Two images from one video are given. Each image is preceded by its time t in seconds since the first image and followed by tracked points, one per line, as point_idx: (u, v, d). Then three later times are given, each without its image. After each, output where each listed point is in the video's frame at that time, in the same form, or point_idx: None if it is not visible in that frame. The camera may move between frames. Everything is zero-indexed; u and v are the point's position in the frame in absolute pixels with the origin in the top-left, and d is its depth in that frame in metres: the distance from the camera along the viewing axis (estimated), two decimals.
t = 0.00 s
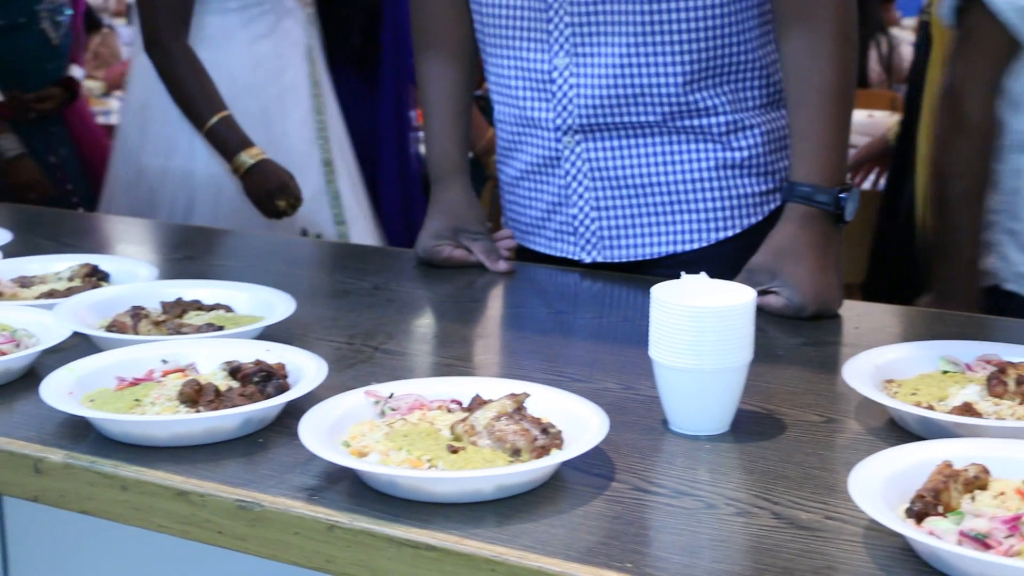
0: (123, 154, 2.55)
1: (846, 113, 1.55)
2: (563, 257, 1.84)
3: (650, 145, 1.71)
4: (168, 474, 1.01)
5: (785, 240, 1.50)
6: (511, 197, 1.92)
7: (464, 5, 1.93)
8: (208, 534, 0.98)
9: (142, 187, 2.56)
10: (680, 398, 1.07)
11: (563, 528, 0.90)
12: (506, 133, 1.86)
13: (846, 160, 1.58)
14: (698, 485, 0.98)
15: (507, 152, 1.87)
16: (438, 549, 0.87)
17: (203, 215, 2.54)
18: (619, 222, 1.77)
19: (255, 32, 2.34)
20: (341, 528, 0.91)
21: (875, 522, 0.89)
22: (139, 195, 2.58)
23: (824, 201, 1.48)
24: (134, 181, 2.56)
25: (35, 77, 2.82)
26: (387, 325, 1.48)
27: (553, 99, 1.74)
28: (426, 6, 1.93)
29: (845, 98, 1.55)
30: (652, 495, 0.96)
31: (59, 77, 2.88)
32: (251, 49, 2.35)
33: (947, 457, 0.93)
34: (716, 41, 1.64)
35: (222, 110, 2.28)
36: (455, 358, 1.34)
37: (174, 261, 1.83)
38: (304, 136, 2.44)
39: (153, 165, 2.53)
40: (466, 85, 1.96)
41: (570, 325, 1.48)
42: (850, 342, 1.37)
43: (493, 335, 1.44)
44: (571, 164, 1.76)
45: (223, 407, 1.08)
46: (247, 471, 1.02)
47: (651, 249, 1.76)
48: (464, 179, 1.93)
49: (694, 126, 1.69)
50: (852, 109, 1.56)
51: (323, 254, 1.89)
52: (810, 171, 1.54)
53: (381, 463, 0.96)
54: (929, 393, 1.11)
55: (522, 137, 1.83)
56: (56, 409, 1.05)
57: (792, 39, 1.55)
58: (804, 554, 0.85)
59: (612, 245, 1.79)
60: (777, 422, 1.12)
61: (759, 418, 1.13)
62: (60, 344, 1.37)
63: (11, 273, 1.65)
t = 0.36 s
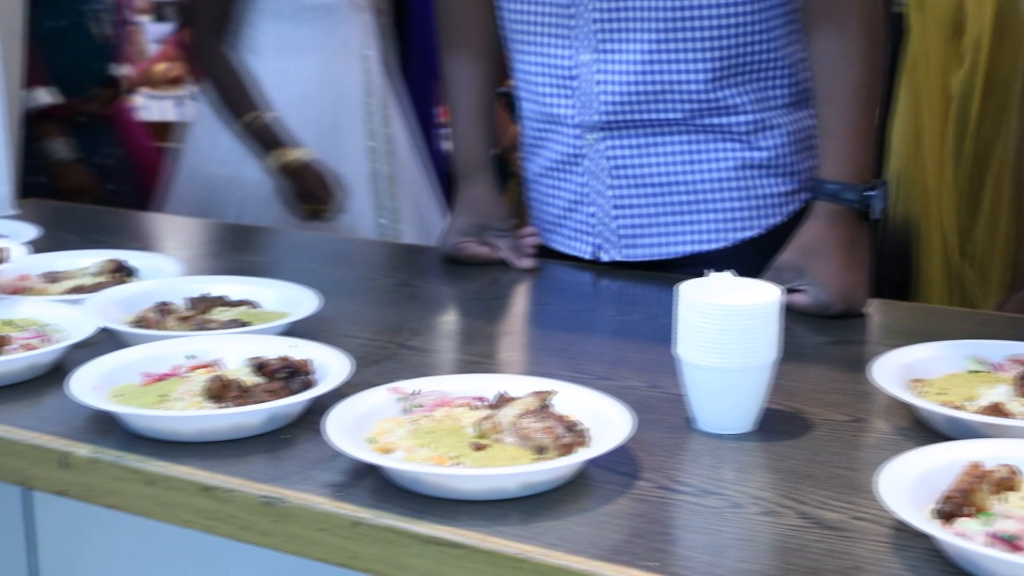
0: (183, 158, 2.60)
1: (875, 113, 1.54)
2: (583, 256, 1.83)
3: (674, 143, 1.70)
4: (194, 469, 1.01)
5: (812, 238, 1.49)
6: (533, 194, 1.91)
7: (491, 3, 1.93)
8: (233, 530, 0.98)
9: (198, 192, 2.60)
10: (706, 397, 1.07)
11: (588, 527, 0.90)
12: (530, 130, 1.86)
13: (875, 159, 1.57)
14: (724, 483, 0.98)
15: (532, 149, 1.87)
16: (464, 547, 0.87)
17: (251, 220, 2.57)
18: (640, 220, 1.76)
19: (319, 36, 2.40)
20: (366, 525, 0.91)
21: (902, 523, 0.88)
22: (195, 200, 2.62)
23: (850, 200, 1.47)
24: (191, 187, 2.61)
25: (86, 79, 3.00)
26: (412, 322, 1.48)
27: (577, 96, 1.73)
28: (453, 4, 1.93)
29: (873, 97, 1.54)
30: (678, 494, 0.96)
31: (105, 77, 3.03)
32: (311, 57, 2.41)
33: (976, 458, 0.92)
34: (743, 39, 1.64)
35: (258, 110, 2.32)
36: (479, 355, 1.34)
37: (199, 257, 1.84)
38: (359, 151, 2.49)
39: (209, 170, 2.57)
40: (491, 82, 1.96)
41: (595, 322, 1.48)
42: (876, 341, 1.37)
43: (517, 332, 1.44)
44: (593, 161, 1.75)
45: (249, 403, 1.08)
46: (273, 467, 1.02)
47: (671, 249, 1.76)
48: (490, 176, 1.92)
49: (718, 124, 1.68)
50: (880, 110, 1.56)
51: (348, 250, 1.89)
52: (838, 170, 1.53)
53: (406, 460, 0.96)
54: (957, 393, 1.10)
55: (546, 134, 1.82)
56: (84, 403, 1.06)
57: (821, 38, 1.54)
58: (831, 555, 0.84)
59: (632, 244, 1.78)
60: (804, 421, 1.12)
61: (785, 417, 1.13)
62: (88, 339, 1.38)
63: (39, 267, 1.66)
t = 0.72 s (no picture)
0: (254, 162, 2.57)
1: (902, 113, 1.54)
2: (606, 255, 1.83)
3: (700, 143, 1.70)
4: (219, 466, 1.01)
5: (838, 238, 1.49)
6: (558, 193, 1.91)
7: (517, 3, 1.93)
8: (258, 527, 0.98)
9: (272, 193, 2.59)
10: (731, 396, 1.07)
11: (612, 526, 0.89)
12: (557, 129, 1.86)
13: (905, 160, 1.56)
14: (749, 483, 0.97)
15: (558, 149, 1.88)
16: (488, 545, 0.87)
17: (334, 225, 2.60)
18: (664, 220, 1.76)
19: (407, 43, 2.42)
20: (390, 522, 0.91)
21: (929, 523, 0.88)
22: (265, 200, 2.61)
23: (879, 197, 1.47)
24: (264, 187, 2.59)
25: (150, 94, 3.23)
26: (436, 320, 1.48)
27: (604, 94, 1.73)
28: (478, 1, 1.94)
29: (902, 97, 1.53)
30: (702, 493, 0.96)
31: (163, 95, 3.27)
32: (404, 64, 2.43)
33: (1004, 458, 0.91)
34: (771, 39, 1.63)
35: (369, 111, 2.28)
36: (503, 353, 1.34)
37: (224, 254, 1.84)
38: (442, 152, 2.57)
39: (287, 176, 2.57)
40: (517, 80, 1.96)
41: (620, 321, 1.48)
42: (902, 341, 1.36)
43: (541, 330, 1.44)
44: (619, 161, 1.75)
45: (274, 401, 1.09)
46: (297, 464, 1.02)
47: (695, 250, 1.76)
48: (515, 174, 1.92)
49: (744, 125, 1.68)
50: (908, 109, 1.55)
51: (373, 247, 1.90)
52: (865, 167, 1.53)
53: (430, 458, 0.96)
54: (985, 392, 1.10)
55: (572, 132, 1.82)
56: (110, 399, 1.06)
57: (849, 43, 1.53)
58: (857, 555, 0.84)
59: (653, 245, 1.78)
60: (830, 420, 1.11)
61: (810, 417, 1.12)
62: (114, 336, 1.39)
63: (66, 265, 1.66)
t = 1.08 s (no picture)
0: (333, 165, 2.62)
1: (934, 112, 1.53)
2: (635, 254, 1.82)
3: (730, 143, 1.70)
4: (248, 462, 1.02)
5: (869, 237, 1.49)
6: (588, 190, 1.91)
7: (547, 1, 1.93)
8: (287, 523, 0.99)
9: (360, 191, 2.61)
10: (762, 395, 1.06)
11: (639, 525, 0.89)
12: (587, 127, 1.86)
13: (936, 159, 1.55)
14: (778, 483, 0.97)
15: (588, 146, 1.87)
16: (516, 543, 0.87)
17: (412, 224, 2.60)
18: (693, 218, 1.75)
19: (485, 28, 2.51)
20: (418, 520, 0.91)
21: (960, 525, 0.87)
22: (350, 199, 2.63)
23: (910, 197, 1.47)
24: (342, 191, 2.63)
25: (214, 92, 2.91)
26: (464, 319, 1.48)
27: (634, 92, 1.73)
28: None
29: (935, 96, 1.52)
30: (731, 493, 0.95)
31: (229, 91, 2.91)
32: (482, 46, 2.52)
33: None
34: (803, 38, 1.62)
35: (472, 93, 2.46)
36: (532, 352, 1.34)
37: (254, 252, 1.85)
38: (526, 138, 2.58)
39: (372, 171, 2.58)
40: (547, 79, 1.96)
41: (651, 320, 1.47)
42: (934, 341, 1.35)
43: (571, 329, 1.43)
44: (649, 159, 1.75)
45: (304, 398, 1.09)
46: (326, 461, 1.02)
47: (725, 249, 1.75)
48: (544, 173, 1.92)
49: (774, 125, 1.67)
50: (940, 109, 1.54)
51: (402, 245, 1.90)
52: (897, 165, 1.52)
53: (459, 456, 0.96)
54: (1016, 394, 1.09)
55: (602, 130, 1.82)
56: (140, 395, 1.06)
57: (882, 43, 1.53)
58: (887, 556, 0.84)
59: (682, 243, 1.77)
60: (860, 421, 1.10)
61: (840, 417, 1.12)
62: (144, 333, 1.39)
63: (96, 263, 1.67)
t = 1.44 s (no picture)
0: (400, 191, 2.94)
1: (962, 113, 1.53)
2: (658, 252, 1.82)
3: (755, 141, 1.69)
4: (274, 459, 1.02)
5: (897, 234, 1.49)
6: (610, 188, 1.91)
7: (574, 2, 1.93)
8: (314, 520, 0.99)
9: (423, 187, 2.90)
10: (788, 395, 1.06)
11: (666, 524, 0.89)
12: (610, 125, 1.86)
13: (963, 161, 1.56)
14: (806, 483, 0.97)
15: (611, 145, 1.87)
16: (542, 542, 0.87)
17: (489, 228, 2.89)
18: (718, 217, 1.75)
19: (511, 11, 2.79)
20: (444, 517, 0.91)
21: (990, 527, 0.87)
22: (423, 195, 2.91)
23: (940, 198, 1.48)
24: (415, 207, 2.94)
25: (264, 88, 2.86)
26: (490, 317, 1.48)
27: (658, 90, 1.72)
28: None
29: (963, 96, 1.53)
30: (758, 493, 0.95)
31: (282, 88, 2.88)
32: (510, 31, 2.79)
33: None
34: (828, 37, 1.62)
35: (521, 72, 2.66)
36: (557, 350, 1.33)
37: (281, 250, 1.85)
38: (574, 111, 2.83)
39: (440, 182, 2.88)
40: (574, 77, 1.96)
41: (677, 318, 1.47)
42: (961, 341, 1.34)
43: (597, 327, 1.43)
44: (673, 157, 1.75)
45: (330, 396, 1.09)
46: (353, 459, 1.02)
47: (749, 248, 1.75)
48: (571, 171, 1.92)
49: (800, 123, 1.66)
50: (967, 110, 1.55)
51: (429, 244, 1.90)
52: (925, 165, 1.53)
53: (485, 454, 0.96)
54: None
55: (625, 129, 1.82)
56: (168, 392, 1.07)
57: (911, 47, 1.54)
58: (916, 557, 0.83)
59: (706, 242, 1.77)
60: (888, 421, 1.10)
61: (868, 417, 1.11)
62: (172, 330, 1.40)
63: (124, 260, 1.68)
